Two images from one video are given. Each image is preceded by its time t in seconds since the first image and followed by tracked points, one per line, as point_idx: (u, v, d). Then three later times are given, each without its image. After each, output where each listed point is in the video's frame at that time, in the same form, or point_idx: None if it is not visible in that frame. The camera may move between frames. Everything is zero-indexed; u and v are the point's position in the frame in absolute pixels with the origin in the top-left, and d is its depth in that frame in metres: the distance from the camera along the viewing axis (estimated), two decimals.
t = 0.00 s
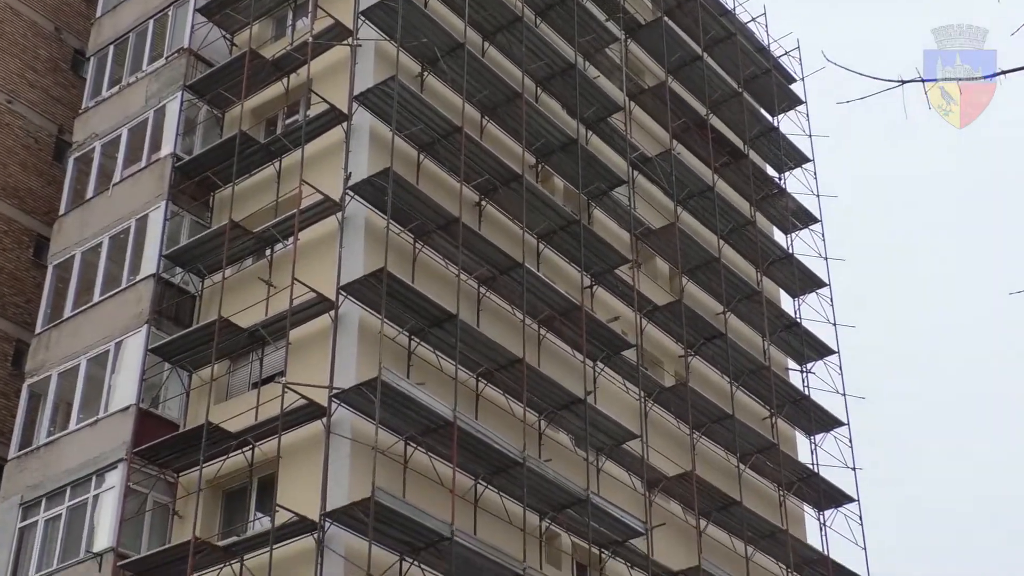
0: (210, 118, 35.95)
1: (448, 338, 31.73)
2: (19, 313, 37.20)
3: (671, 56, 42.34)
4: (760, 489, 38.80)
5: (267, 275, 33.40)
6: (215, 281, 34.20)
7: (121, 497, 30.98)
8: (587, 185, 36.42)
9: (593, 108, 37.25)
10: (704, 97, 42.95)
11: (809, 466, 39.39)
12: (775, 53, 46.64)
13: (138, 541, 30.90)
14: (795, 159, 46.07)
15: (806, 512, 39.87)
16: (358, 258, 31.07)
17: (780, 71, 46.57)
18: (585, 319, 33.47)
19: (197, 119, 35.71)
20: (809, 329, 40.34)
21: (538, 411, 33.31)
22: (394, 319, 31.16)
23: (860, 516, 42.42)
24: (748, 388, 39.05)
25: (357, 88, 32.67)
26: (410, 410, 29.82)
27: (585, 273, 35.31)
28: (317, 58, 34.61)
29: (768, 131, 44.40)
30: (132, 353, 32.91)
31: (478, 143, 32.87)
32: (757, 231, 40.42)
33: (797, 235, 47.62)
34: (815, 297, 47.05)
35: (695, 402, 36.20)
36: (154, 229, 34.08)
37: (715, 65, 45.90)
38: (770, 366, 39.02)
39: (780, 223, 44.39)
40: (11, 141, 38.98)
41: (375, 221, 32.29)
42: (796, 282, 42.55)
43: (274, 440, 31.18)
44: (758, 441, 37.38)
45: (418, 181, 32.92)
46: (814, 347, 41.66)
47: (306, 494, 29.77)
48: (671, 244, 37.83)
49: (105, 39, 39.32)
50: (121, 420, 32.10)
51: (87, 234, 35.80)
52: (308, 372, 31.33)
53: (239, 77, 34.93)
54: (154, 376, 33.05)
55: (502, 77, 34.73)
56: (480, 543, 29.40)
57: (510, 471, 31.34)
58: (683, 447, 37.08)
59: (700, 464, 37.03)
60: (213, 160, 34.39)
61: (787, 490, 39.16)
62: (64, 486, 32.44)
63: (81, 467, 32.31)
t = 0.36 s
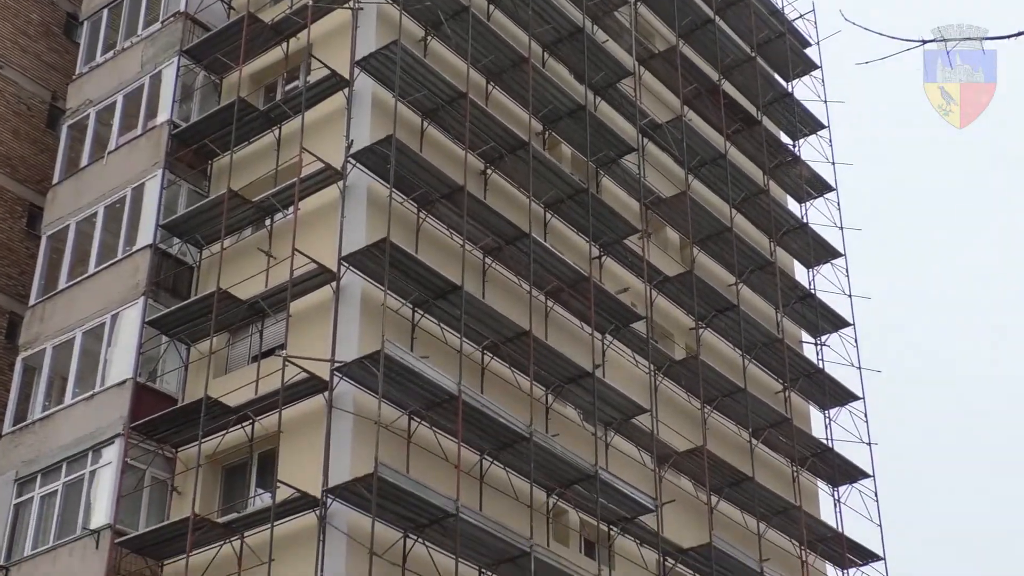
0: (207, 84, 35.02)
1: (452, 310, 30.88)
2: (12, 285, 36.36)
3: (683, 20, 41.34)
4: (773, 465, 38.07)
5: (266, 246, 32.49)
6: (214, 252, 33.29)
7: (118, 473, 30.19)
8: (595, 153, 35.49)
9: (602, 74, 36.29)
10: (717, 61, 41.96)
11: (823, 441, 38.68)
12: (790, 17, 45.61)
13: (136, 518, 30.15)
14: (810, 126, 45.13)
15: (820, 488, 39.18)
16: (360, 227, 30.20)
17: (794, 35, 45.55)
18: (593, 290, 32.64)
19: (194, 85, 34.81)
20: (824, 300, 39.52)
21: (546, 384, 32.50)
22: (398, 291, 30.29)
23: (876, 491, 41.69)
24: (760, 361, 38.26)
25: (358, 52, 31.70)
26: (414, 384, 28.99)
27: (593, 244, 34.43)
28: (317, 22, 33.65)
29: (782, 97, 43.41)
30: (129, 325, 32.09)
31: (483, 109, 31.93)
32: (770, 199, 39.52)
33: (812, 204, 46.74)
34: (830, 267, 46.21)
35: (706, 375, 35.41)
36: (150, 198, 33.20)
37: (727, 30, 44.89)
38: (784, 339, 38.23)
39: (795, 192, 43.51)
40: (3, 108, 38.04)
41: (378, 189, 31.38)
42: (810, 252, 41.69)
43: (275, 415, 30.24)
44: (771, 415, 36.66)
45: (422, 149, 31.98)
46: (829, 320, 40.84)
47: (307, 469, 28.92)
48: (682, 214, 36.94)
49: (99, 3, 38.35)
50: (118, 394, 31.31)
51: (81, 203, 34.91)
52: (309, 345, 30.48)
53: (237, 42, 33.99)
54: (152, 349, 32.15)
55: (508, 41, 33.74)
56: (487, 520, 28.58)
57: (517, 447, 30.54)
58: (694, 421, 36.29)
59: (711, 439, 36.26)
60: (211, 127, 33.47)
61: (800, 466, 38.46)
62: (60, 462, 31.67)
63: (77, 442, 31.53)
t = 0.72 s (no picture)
0: (194, 53, 34.08)
1: (446, 286, 30.05)
2: None
3: None
4: (774, 445, 37.39)
5: (255, 220, 31.58)
6: (201, 226, 32.36)
7: (103, 452, 29.36)
8: (593, 125, 34.60)
9: (600, 43, 35.35)
10: (719, 31, 41.03)
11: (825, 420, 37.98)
12: None
13: (121, 498, 29.33)
14: (813, 97, 44.24)
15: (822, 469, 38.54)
16: (351, 201, 29.34)
17: (798, 4, 44.60)
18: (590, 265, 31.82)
19: (180, 53, 33.90)
20: (828, 277, 38.75)
21: (541, 362, 31.71)
22: (390, 266, 29.45)
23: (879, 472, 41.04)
24: (761, 338, 37.52)
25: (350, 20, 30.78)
26: (407, 361, 28.19)
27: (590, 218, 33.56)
28: None
29: (785, 68, 42.51)
30: (113, 300, 31.26)
31: (478, 80, 31.01)
32: (772, 173, 38.69)
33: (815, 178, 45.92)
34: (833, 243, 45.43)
35: (706, 353, 34.65)
36: (135, 170, 32.36)
37: None
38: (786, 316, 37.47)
39: (798, 165, 42.69)
40: None
41: (369, 162, 30.49)
42: (813, 227, 40.87)
43: (263, 392, 29.39)
44: (773, 395, 35.98)
45: (415, 120, 31.08)
46: (832, 297, 40.07)
47: (296, 449, 28.09)
48: (682, 187, 36.11)
49: None
50: (102, 371, 30.49)
51: (65, 175, 34.02)
52: (298, 322, 29.63)
53: (225, 9, 32.99)
54: (137, 325, 31.27)
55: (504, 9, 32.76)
56: (481, 500, 27.78)
57: (512, 426, 29.76)
58: (693, 400, 35.55)
59: (710, 418, 35.53)
60: (197, 97, 32.55)
61: (802, 446, 37.79)
62: (43, 441, 30.86)
63: (60, 421, 30.71)
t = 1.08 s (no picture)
0: (188, 17, 33.24)
1: (448, 257, 29.21)
2: None
3: None
4: (785, 419, 36.73)
5: (252, 188, 30.67)
6: (196, 194, 31.42)
7: (97, 427, 28.61)
8: (599, 91, 33.69)
9: (606, 7, 34.40)
10: None
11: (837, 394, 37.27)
12: None
13: (117, 474, 28.59)
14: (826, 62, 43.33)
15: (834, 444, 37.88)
16: (351, 168, 28.47)
17: None
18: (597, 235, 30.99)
19: (174, 18, 33.12)
20: (840, 247, 37.96)
21: (547, 334, 30.90)
22: (391, 236, 28.58)
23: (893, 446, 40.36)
24: (771, 310, 36.81)
25: None
26: (409, 334, 27.38)
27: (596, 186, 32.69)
28: None
29: (797, 32, 41.61)
30: (107, 271, 30.45)
31: (481, 44, 30.07)
32: (784, 140, 37.82)
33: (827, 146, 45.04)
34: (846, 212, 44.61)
35: (715, 325, 33.90)
36: (128, 137, 31.51)
37: None
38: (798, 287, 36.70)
39: (809, 132, 41.82)
40: None
41: (369, 128, 29.58)
42: (826, 196, 40.05)
43: (261, 365, 28.51)
44: (784, 367, 35.27)
45: (416, 85, 30.14)
46: (845, 268, 39.29)
47: (295, 424, 27.31)
48: (690, 155, 35.27)
49: None
50: (96, 344, 29.72)
51: (56, 143, 33.13)
52: (296, 293, 28.78)
53: None
54: (131, 297, 30.47)
55: None
56: (485, 476, 27.02)
57: (516, 400, 28.98)
58: (702, 373, 34.80)
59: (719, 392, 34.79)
60: (192, 62, 31.63)
61: (813, 421, 37.17)
62: (36, 415, 30.06)
63: (54, 395, 29.92)
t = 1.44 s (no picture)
0: None
1: (451, 223, 28.49)
2: None
3: None
4: (795, 388, 36.18)
5: (250, 152, 29.91)
6: (193, 158, 30.69)
7: (92, 396, 27.95)
8: (606, 53, 32.89)
9: None
10: None
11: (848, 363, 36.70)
12: None
13: (113, 445, 27.96)
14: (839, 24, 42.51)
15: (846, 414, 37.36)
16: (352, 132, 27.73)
17: None
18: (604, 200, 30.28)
19: None
20: (853, 213, 37.30)
21: (552, 302, 30.22)
22: (393, 201, 27.85)
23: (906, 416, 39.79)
24: (782, 278, 36.14)
25: None
26: (411, 301, 26.70)
27: (603, 150, 31.95)
28: None
29: None
30: (103, 237, 29.74)
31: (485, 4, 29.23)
32: (796, 103, 37.07)
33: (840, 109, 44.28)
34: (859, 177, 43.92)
35: (724, 292, 33.26)
36: (124, 100, 30.76)
37: None
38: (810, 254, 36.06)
39: (822, 95, 41.07)
40: None
41: (370, 91, 28.79)
42: (839, 161, 39.35)
43: (260, 334, 27.81)
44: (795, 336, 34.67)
45: (419, 47, 29.33)
46: (858, 235, 38.65)
47: (294, 393, 26.67)
48: (700, 119, 34.52)
49: None
50: (91, 311, 29.03)
51: (49, 105, 32.37)
52: (295, 259, 28.06)
53: None
54: (127, 264, 29.72)
55: None
56: (489, 447, 26.39)
57: (521, 369, 28.32)
58: (711, 342, 34.17)
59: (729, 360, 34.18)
60: (188, 22, 30.84)
61: (825, 391, 36.39)
62: (30, 384, 29.40)
63: (48, 363, 29.24)
